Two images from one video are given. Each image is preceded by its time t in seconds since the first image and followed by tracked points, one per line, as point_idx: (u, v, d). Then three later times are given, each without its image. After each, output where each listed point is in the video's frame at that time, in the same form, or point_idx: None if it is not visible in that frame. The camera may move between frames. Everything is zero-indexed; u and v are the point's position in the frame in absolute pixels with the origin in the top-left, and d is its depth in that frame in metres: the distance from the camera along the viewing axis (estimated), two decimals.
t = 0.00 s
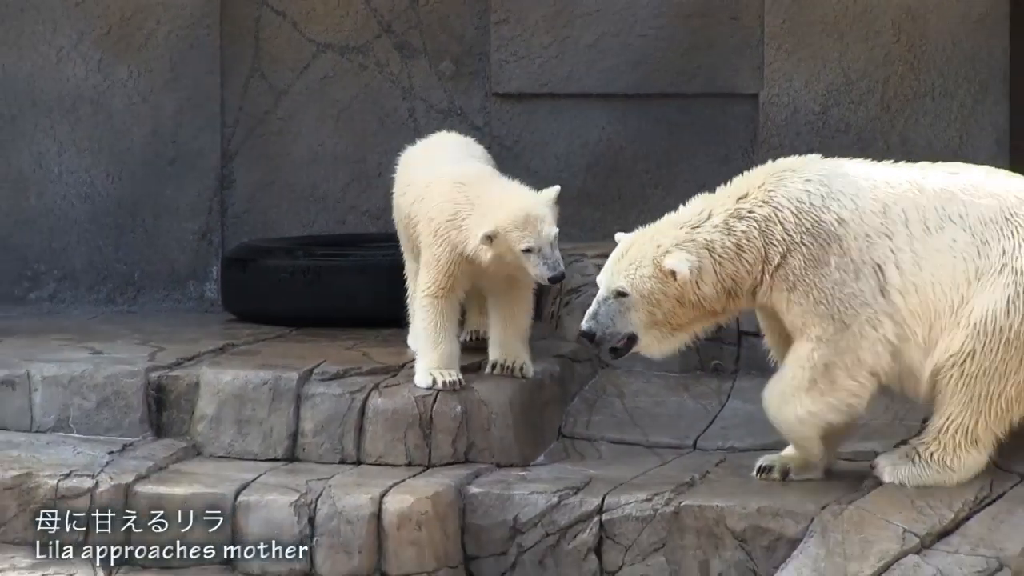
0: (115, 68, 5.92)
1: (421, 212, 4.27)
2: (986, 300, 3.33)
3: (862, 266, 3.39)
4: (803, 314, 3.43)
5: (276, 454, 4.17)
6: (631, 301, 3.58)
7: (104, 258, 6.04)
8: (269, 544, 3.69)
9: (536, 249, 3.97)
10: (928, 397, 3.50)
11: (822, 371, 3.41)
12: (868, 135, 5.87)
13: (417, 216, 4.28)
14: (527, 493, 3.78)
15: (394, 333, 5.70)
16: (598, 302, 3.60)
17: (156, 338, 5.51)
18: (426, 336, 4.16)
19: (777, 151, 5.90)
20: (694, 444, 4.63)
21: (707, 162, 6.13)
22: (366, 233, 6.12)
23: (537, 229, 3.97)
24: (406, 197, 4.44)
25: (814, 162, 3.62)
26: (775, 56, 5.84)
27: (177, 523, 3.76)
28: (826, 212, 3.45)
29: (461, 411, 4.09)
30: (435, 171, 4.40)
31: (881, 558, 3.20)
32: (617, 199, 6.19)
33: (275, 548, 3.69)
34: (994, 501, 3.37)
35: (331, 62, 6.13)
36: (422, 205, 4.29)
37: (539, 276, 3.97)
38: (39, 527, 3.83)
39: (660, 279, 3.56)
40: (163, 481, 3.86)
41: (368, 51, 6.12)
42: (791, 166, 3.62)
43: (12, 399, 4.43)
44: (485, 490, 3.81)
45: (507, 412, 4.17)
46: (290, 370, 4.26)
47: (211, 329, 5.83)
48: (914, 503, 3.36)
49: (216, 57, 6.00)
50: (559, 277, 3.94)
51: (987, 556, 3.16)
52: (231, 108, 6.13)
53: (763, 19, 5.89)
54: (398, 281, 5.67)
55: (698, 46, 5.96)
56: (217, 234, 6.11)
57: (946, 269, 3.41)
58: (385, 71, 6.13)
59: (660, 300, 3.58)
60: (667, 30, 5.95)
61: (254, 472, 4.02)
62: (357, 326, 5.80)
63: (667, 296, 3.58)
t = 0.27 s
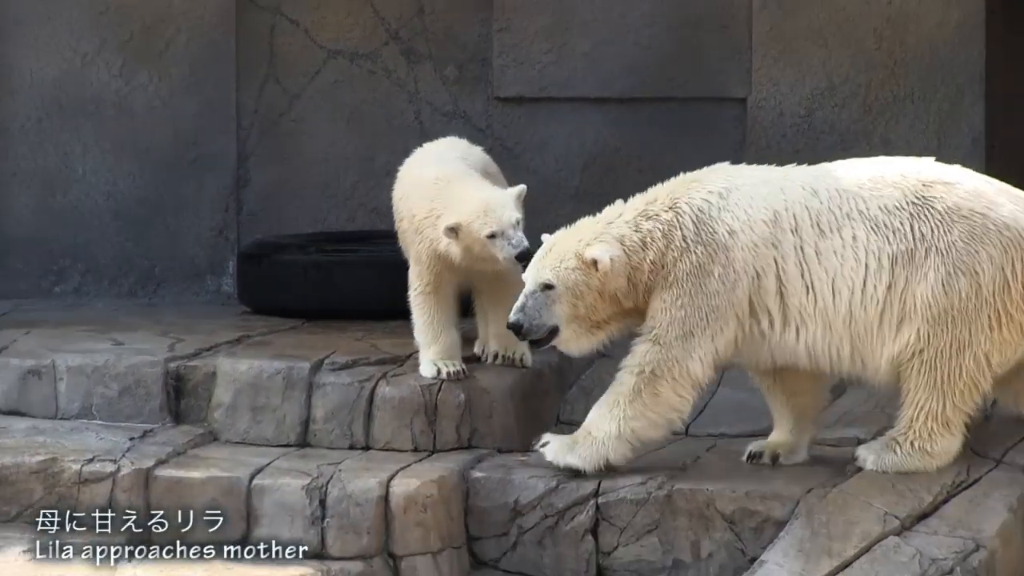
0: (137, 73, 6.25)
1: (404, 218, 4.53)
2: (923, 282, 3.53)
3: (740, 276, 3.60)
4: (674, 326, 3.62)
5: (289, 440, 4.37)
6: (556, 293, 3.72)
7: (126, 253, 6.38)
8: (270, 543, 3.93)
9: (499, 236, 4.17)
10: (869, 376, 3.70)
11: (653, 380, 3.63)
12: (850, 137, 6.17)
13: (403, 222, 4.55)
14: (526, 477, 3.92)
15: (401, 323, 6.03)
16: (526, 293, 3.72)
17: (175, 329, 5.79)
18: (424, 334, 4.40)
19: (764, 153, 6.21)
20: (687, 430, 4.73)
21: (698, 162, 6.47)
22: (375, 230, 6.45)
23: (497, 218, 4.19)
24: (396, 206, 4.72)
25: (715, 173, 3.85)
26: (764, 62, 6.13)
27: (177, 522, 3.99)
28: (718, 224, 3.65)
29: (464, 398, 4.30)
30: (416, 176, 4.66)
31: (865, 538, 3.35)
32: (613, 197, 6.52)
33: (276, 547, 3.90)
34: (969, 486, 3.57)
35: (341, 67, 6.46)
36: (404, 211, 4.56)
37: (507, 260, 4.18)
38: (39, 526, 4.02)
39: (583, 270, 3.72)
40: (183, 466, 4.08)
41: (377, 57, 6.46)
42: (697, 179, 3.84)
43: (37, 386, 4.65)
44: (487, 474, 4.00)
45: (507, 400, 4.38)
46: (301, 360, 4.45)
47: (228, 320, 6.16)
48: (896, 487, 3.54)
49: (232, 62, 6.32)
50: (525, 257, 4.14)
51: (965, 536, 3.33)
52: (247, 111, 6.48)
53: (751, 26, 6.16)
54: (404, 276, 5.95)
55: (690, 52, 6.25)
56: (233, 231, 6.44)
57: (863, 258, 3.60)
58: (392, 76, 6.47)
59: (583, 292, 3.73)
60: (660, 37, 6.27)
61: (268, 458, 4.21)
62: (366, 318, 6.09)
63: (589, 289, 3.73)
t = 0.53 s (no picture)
0: (151, 83, 6.52)
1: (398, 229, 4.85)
2: (864, 281, 3.66)
3: (674, 279, 3.74)
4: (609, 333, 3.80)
5: (298, 433, 4.63)
6: (502, 320, 3.83)
7: (140, 255, 6.65)
8: (271, 541, 4.06)
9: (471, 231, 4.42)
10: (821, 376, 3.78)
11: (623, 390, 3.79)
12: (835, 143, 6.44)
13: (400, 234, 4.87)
14: (525, 470, 4.05)
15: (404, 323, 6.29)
16: (470, 319, 3.84)
17: (187, 329, 6.03)
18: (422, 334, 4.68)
19: (752, 159, 6.49)
20: (678, 425, 4.69)
21: (689, 168, 6.73)
22: (379, 233, 6.72)
23: (466, 214, 4.44)
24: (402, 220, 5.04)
25: (643, 187, 3.95)
26: (752, 73, 6.40)
27: (177, 522, 4.16)
28: (648, 231, 3.79)
29: (464, 395, 4.53)
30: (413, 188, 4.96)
31: (849, 529, 3.51)
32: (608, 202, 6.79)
33: (276, 546, 3.99)
34: (951, 478, 3.72)
35: (347, 77, 6.75)
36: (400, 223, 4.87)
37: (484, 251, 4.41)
38: (39, 526, 4.18)
39: (527, 298, 3.82)
40: (194, 460, 4.23)
41: (381, 68, 6.75)
42: (620, 193, 3.96)
43: (57, 382, 4.90)
44: (487, 467, 4.14)
45: (507, 397, 4.58)
46: (308, 359, 4.71)
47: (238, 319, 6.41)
48: (880, 480, 3.70)
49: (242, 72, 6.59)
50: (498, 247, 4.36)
51: (945, 527, 3.50)
52: (256, 119, 6.75)
53: (740, 38, 6.42)
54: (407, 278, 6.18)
55: (682, 62, 6.52)
56: (243, 234, 6.71)
57: (797, 263, 3.71)
58: (396, 86, 6.76)
59: (527, 317, 3.84)
60: (653, 48, 6.53)
61: (276, 453, 4.37)
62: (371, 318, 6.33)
63: (532, 314, 3.84)
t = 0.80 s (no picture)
0: (150, 83, 6.52)
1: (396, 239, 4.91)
2: (817, 279, 3.68)
3: (629, 270, 3.79)
4: (577, 326, 3.84)
5: (296, 434, 4.63)
6: (460, 303, 3.77)
7: (138, 256, 6.65)
8: (271, 541, 4.05)
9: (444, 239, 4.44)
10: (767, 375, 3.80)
11: (607, 383, 3.79)
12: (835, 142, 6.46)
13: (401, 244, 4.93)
14: (524, 471, 4.05)
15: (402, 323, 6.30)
16: (428, 302, 3.75)
17: (185, 330, 6.03)
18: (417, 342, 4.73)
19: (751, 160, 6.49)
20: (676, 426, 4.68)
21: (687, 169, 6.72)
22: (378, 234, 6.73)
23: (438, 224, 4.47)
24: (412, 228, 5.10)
25: (592, 180, 3.99)
26: (752, 73, 6.42)
27: (177, 523, 4.15)
28: (599, 222, 3.85)
29: (463, 395, 4.52)
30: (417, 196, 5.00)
31: (848, 529, 3.52)
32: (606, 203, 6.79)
33: (276, 546, 3.98)
34: (949, 479, 3.72)
35: (345, 77, 6.76)
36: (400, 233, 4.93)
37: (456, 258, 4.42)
38: (39, 526, 4.18)
39: (487, 282, 3.79)
40: (192, 460, 4.23)
41: (380, 68, 6.75)
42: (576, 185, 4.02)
43: (55, 383, 4.90)
44: (485, 468, 4.14)
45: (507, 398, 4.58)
46: (307, 360, 4.71)
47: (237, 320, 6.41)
48: (877, 481, 3.69)
49: (240, 72, 6.60)
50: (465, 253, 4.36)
51: (943, 528, 3.51)
52: (255, 120, 6.75)
53: (739, 39, 6.43)
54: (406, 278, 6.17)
55: (681, 63, 6.52)
56: (242, 234, 6.71)
57: (746, 257, 3.75)
58: (395, 86, 6.76)
59: (485, 303, 3.80)
60: (652, 49, 6.53)
61: (274, 453, 4.37)
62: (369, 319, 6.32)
63: (490, 299, 3.80)
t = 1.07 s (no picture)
0: (149, 83, 6.51)
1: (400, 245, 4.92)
2: (755, 280, 3.75)
3: (588, 264, 3.78)
4: (545, 325, 3.82)
5: (295, 434, 4.63)
6: (401, 275, 3.71)
7: (137, 256, 6.64)
8: (271, 540, 4.04)
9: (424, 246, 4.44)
10: (708, 376, 3.86)
11: (590, 379, 3.78)
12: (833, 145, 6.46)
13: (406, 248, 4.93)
14: (523, 472, 4.05)
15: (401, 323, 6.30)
16: (368, 270, 3.69)
17: (184, 330, 6.03)
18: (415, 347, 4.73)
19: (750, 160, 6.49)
20: (676, 426, 4.66)
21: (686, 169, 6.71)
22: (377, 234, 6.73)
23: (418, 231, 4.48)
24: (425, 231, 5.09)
25: (537, 178, 3.99)
26: (752, 73, 6.42)
27: (177, 523, 4.14)
28: (556, 216, 3.84)
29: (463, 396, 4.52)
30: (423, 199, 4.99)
31: (848, 529, 3.52)
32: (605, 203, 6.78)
33: (276, 546, 3.98)
34: (949, 479, 3.72)
35: (344, 77, 6.75)
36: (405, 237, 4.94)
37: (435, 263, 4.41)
38: (40, 526, 4.17)
39: (430, 260, 3.74)
40: (192, 460, 4.24)
41: (379, 68, 6.75)
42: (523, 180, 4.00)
43: (54, 383, 4.90)
44: (485, 469, 4.14)
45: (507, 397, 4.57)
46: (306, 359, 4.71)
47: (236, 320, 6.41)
48: (876, 480, 3.70)
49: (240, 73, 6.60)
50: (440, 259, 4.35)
51: (942, 528, 3.51)
52: (254, 120, 6.75)
53: (738, 39, 6.44)
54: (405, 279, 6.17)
55: (680, 63, 6.52)
56: (241, 234, 6.71)
57: (687, 256, 3.80)
58: (394, 86, 6.77)
59: (427, 279, 3.74)
60: (651, 49, 6.54)
61: (273, 453, 4.38)
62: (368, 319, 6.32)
63: (433, 279, 3.75)
